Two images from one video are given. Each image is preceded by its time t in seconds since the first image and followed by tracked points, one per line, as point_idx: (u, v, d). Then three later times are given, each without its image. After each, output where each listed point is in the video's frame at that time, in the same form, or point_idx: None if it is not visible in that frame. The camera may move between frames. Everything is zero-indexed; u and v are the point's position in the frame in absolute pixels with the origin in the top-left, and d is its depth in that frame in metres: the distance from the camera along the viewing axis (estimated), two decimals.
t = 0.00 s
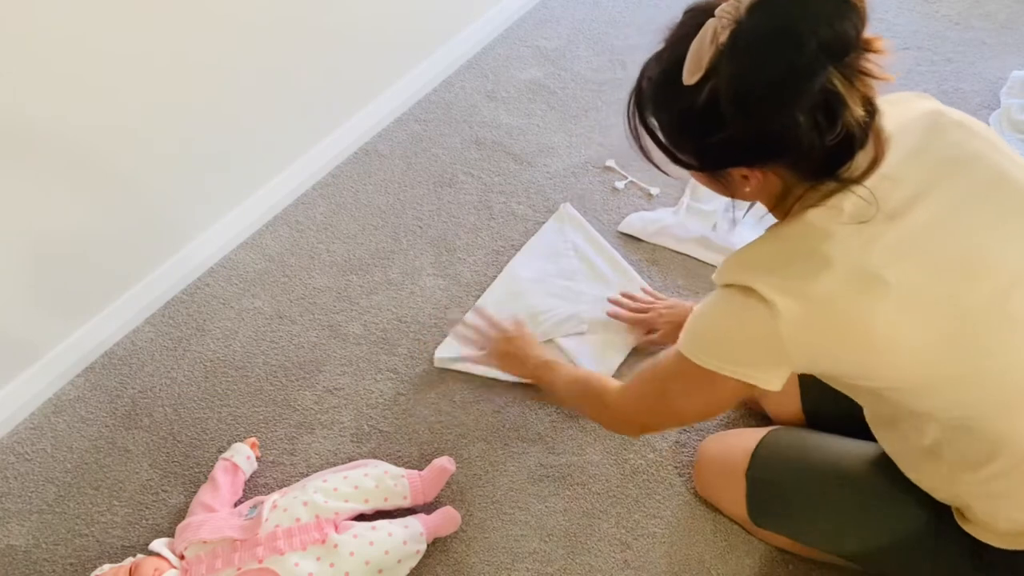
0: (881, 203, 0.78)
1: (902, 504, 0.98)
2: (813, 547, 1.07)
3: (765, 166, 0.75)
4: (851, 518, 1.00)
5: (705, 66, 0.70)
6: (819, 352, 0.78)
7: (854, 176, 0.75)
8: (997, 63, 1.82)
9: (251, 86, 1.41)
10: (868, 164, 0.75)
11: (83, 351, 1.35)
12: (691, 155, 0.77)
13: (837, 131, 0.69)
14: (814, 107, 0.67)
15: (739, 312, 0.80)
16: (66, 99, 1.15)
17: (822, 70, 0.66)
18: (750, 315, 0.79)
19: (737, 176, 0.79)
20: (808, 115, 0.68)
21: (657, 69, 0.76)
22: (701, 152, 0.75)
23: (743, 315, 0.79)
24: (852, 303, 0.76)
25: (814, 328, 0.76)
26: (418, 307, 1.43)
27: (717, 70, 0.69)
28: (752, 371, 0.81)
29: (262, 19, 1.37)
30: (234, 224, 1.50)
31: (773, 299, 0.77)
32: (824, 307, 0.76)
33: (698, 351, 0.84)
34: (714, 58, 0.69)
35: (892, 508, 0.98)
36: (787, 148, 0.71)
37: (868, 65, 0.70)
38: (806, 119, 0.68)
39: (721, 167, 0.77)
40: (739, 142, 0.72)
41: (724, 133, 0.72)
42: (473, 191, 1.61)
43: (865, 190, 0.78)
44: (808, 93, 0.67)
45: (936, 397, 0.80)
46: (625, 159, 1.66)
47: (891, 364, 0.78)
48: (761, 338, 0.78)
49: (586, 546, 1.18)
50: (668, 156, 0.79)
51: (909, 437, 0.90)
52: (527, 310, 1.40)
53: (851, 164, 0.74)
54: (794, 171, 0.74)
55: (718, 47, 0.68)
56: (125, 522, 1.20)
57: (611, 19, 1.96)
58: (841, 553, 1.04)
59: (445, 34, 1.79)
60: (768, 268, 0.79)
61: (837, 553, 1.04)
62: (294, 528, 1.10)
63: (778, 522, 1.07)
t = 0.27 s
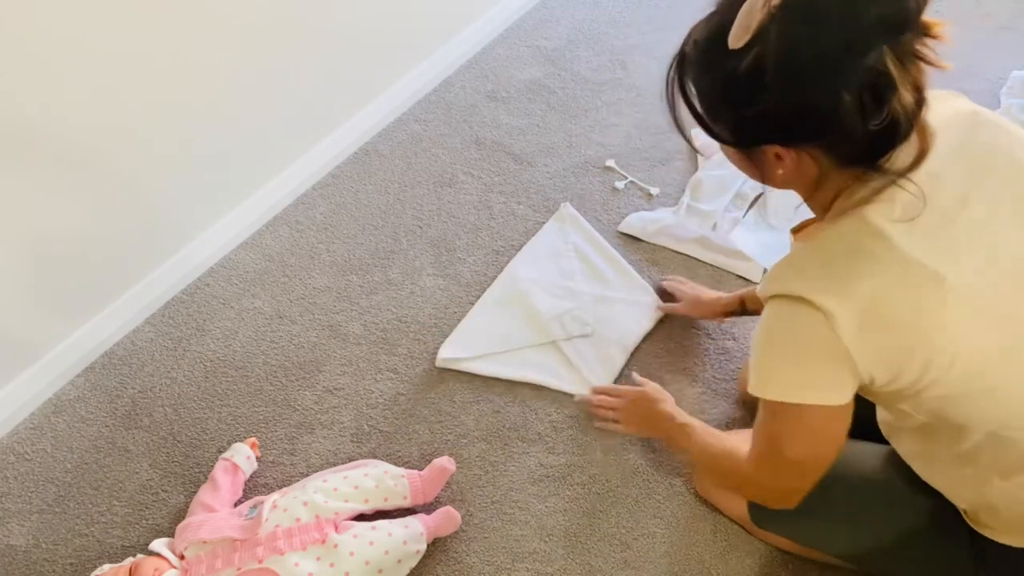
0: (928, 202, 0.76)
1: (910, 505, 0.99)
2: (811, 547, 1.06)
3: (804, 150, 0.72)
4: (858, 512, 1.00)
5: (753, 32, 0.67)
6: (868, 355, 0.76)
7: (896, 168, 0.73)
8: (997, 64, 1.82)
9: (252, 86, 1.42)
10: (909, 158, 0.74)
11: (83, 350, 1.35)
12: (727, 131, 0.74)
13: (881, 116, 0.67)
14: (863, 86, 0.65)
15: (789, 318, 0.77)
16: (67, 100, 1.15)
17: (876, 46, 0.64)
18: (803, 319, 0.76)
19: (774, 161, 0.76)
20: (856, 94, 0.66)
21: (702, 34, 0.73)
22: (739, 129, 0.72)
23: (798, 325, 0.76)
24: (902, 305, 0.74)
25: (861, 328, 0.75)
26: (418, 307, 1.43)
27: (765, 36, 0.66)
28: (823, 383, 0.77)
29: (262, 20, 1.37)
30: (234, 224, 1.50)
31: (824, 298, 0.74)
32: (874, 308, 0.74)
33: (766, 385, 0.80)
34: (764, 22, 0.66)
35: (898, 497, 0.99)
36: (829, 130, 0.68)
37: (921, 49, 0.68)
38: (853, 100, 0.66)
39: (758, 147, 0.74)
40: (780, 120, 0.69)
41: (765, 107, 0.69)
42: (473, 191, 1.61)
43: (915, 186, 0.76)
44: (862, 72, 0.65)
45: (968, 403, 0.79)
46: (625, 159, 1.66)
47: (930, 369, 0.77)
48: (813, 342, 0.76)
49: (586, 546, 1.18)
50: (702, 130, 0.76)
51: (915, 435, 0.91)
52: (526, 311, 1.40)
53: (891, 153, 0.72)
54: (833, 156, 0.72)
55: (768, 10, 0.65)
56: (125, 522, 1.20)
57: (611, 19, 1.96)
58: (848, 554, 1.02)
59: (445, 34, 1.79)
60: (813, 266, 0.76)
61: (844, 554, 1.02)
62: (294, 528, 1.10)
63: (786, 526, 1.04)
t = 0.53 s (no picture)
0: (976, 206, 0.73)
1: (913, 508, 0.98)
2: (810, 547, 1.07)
3: (850, 132, 0.70)
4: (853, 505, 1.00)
5: None
6: (914, 361, 0.74)
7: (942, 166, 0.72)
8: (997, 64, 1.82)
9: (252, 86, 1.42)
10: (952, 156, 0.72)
11: (83, 350, 1.35)
12: (771, 103, 0.71)
13: (932, 96, 0.65)
14: (915, 58, 0.63)
15: (830, 322, 0.75)
16: (67, 100, 1.15)
17: (931, 16, 0.62)
18: (845, 325, 0.74)
19: (817, 143, 0.73)
20: (907, 66, 0.63)
21: None
22: (783, 100, 0.70)
23: (829, 333, 0.75)
24: (954, 310, 0.72)
25: (910, 333, 0.73)
26: (418, 307, 1.43)
27: None
28: (858, 390, 0.76)
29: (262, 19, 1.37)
30: (234, 224, 1.50)
31: (875, 301, 0.72)
32: (926, 313, 0.72)
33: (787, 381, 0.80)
34: None
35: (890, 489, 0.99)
36: (874, 102, 0.66)
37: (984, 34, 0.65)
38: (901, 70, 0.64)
39: (802, 124, 0.71)
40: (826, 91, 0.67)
41: (810, 69, 0.66)
42: (473, 191, 1.61)
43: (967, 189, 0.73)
44: (915, 38, 0.62)
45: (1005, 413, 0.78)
46: (625, 159, 1.66)
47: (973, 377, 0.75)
48: (857, 348, 0.74)
49: (586, 546, 1.18)
50: (745, 101, 0.73)
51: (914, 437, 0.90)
52: (525, 310, 1.40)
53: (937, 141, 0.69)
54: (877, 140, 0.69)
55: None
56: (125, 522, 1.20)
57: (611, 19, 1.96)
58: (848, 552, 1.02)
59: (445, 34, 1.79)
60: (860, 266, 0.74)
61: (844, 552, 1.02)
62: (294, 528, 1.10)
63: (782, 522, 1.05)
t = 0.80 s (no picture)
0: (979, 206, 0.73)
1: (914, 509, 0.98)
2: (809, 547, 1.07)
3: (855, 120, 0.69)
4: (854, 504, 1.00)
5: None
6: (918, 360, 0.74)
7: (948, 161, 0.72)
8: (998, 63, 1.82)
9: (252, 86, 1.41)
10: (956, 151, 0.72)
11: (83, 351, 1.35)
12: (778, 85, 0.71)
13: (939, 83, 0.64)
14: (924, 43, 0.62)
15: (838, 323, 0.74)
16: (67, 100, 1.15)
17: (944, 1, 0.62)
18: (852, 325, 0.73)
19: (821, 132, 0.73)
20: (915, 49, 0.63)
21: None
22: (790, 82, 0.69)
23: (836, 333, 0.74)
24: (963, 309, 0.72)
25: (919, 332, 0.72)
26: (418, 307, 1.43)
27: None
28: (862, 390, 0.75)
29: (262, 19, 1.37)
30: (234, 223, 1.50)
31: (885, 300, 0.71)
32: (935, 312, 0.72)
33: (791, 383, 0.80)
34: None
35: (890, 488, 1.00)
36: (878, 86, 0.65)
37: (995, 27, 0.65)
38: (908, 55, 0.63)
39: (808, 110, 0.71)
40: (834, 71, 0.66)
41: (817, 46, 0.66)
42: (473, 191, 1.61)
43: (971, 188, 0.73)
44: (925, 23, 0.62)
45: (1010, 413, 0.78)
46: (625, 159, 1.66)
47: (979, 376, 0.76)
48: (864, 347, 0.73)
49: (586, 546, 1.18)
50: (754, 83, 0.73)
51: (919, 440, 0.91)
52: (526, 310, 1.41)
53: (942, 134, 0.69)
54: (882, 129, 0.69)
55: None
56: (125, 522, 1.20)
57: (611, 19, 1.96)
58: (849, 552, 1.02)
59: (445, 34, 1.79)
60: (868, 266, 0.73)
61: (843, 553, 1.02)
62: (294, 528, 1.10)
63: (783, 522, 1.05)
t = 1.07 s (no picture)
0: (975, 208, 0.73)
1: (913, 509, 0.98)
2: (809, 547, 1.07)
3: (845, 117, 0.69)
4: (853, 501, 1.00)
5: None
6: (915, 361, 0.74)
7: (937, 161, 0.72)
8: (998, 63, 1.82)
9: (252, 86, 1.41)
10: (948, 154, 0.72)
11: (83, 351, 1.35)
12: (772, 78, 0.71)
13: (925, 80, 0.64)
14: (910, 39, 0.62)
15: (833, 324, 0.74)
16: (67, 100, 1.15)
17: None
18: (847, 327, 0.73)
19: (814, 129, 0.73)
20: (902, 45, 0.63)
21: None
22: (782, 74, 0.70)
23: (832, 335, 0.74)
24: (960, 310, 0.72)
25: (916, 333, 0.72)
26: (418, 307, 1.43)
27: None
28: (859, 391, 0.75)
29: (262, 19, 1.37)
30: (235, 223, 1.50)
31: (880, 301, 0.72)
32: (932, 312, 0.72)
33: (788, 385, 0.79)
34: None
35: (891, 488, 1.00)
36: (864, 82, 0.65)
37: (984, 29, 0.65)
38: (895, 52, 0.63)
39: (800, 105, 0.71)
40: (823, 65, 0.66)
41: (806, 39, 0.66)
42: (473, 191, 1.61)
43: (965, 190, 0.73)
44: (913, 19, 0.62)
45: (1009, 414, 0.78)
46: (625, 159, 1.66)
47: (977, 377, 0.76)
48: (860, 349, 0.73)
49: (586, 546, 1.18)
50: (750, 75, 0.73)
51: (918, 442, 0.91)
52: (526, 309, 1.41)
53: (931, 134, 0.69)
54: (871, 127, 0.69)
55: None
56: (125, 522, 1.20)
57: (611, 19, 1.96)
58: (849, 552, 1.02)
59: (445, 35, 1.79)
60: (864, 268, 0.73)
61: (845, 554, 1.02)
62: (294, 528, 1.10)
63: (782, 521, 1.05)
